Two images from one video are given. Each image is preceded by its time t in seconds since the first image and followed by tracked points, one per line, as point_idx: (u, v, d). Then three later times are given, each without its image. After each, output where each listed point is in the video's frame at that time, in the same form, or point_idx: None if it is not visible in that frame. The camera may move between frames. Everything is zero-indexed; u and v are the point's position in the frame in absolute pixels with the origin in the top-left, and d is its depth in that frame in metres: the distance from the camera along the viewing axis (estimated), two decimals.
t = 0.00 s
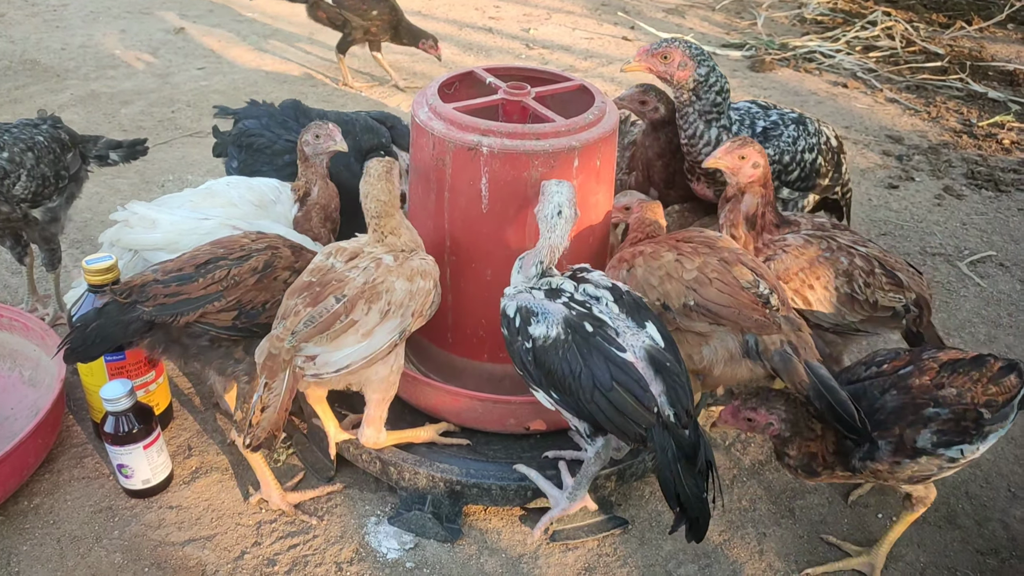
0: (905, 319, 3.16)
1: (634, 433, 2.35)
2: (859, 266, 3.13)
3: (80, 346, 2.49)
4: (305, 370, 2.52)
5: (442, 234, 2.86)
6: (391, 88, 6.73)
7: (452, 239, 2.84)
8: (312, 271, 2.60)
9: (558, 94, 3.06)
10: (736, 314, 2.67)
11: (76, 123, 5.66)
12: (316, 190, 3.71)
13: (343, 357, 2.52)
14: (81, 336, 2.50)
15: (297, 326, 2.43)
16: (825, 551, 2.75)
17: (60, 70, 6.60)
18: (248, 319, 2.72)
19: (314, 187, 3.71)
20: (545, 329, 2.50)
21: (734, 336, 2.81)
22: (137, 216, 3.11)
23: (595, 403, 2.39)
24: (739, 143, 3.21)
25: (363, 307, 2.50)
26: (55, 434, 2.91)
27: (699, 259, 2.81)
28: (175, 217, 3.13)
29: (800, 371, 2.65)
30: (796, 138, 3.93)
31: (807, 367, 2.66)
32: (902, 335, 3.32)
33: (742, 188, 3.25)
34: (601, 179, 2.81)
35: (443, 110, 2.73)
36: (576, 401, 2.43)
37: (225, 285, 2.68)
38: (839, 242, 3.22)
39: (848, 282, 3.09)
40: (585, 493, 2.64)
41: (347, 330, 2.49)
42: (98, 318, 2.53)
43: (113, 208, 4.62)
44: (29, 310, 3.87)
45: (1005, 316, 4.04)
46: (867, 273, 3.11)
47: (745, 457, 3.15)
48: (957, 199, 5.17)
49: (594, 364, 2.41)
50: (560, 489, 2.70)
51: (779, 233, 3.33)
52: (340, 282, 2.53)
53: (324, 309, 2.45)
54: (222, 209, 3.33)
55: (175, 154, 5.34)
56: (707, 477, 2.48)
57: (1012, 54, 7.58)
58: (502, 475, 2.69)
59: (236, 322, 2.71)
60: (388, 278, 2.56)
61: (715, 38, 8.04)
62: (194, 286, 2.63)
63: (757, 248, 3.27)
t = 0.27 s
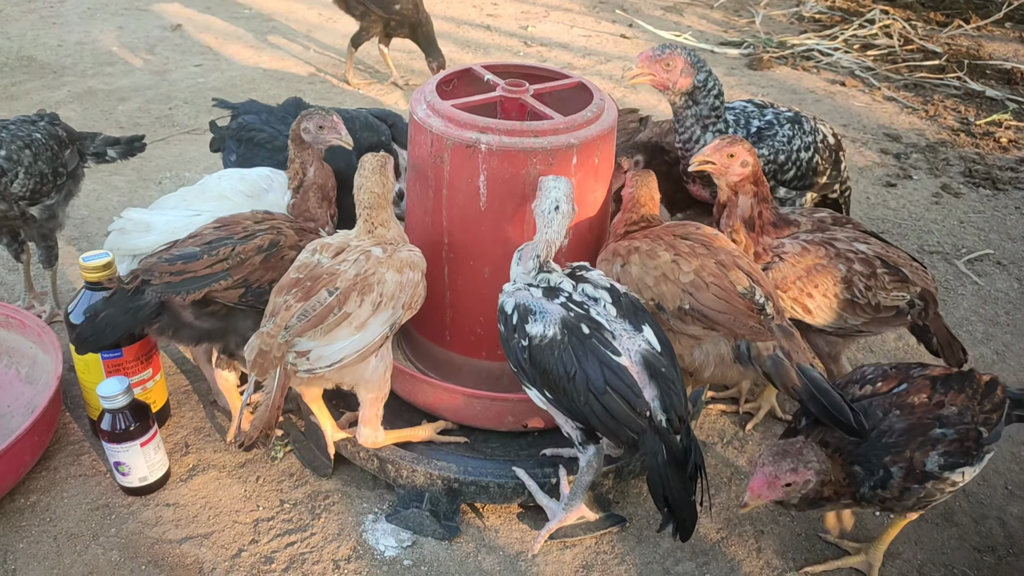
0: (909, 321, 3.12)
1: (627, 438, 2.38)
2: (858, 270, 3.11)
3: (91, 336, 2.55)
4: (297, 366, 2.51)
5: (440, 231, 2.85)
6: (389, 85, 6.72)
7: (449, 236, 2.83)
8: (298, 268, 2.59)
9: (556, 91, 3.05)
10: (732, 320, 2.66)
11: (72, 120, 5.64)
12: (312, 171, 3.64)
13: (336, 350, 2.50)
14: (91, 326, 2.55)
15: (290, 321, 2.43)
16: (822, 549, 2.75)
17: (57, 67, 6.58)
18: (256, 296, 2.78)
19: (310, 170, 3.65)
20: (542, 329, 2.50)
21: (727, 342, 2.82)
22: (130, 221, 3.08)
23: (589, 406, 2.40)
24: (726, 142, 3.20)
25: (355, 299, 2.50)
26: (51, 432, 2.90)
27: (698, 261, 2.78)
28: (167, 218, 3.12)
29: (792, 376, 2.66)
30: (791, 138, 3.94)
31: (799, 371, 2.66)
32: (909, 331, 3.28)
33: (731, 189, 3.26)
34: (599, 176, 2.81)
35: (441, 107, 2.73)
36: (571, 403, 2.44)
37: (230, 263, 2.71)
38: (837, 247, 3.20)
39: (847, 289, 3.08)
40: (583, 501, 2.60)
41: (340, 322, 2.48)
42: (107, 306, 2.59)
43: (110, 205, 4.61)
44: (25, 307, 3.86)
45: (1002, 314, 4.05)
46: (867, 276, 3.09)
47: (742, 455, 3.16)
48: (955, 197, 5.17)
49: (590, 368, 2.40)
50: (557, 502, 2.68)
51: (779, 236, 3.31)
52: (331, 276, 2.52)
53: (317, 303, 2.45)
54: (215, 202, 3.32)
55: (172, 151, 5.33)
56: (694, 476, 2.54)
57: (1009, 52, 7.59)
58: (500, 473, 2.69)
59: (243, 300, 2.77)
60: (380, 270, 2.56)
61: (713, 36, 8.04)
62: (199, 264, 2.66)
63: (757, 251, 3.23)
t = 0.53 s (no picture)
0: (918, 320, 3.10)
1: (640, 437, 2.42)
2: (865, 269, 3.11)
3: (107, 335, 2.59)
4: (282, 361, 2.52)
5: (439, 231, 2.85)
6: (389, 84, 6.72)
7: (448, 236, 2.83)
8: (292, 258, 2.60)
9: (556, 90, 3.05)
10: (731, 322, 2.66)
11: (72, 119, 5.64)
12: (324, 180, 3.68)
13: (322, 343, 2.50)
14: (107, 325, 2.59)
15: (273, 315, 2.45)
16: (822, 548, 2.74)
17: (57, 66, 6.58)
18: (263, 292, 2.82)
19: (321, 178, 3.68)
20: (549, 336, 2.53)
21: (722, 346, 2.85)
22: (142, 215, 3.11)
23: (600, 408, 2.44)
24: (711, 158, 3.25)
25: (341, 292, 2.50)
26: (51, 431, 2.90)
27: (700, 263, 2.77)
28: (177, 217, 3.13)
29: (785, 373, 2.66)
30: (793, 144, 3.95)
31: (791, 366, 2.67)
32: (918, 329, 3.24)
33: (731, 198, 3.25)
34: (599, 175, 2.81)
35: (441, 106, 2.73)
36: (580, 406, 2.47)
37: (240, 256, 2.77)
38: (843, 247, 3.19)
39: (853, 288, 3.07)
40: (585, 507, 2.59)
41: (325, 315, 2.48)
42: (122, 305, 2.62)
43: (109, 204, 4.61)
44: (25, 306, 3.87)
45: (1002, 313, 4.05)
46: (873, 275, 3.09)
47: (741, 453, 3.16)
48: (954, 196, 5.17)
49: (598, 370, 2.46)
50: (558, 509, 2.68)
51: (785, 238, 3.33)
52: (319, 270, 2.53)
53: (301, 297, 2.46)
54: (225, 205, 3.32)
55: (172, 150, 5.33)
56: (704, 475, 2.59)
57: (1009, 51, 7.59)
58: (499, 472, 2.70)
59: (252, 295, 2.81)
60: (368, 264, 2.56)
61: (712, 35, 8.03)
62: (210, 256, 2.74)
63: (761, 254, 3.25)
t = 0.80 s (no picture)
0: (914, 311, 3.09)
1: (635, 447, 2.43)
2: (853, 268, 3.11)
3: (115, 339, 2.58)
4: (291, 353, 2.50)
5: (438, 232, 2.85)
6: (386, 84, 6.72)
7: (447, 236, 2.83)
8: (296, 250, 2.61)
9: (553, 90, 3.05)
10: (731, 327, 2.68)
11: (68, 118, 5.63)
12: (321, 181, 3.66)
13: (330, 334, 2.49)
14: (113, 329, 2.58)
15: (282, 306, 2.46)
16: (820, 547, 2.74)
17: (53, 65, 6.57)
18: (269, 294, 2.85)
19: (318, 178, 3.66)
20: (560, 335, 2.54)
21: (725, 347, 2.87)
22: (129, 221, 3.09)
23: (603, 411, 2.46)
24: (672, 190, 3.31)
25: (350, 283, 2.50)
26: (48, 431, 2.90)
27: (701, 262, 2.76)
28: (165, 221, 3.11)
29: (788, 382, 2.65)
30: (779, 148, 3.96)
31: (794, 375, 2.65)
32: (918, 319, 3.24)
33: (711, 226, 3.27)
34: (596, 175, 2.81)
35: (439, 106, 2.73)
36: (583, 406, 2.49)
37: (247, 260, 2.78)
38: (824, 251, 3.18)
39: (844, 288, 3.07)
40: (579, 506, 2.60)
41: (333, 306, 2.48)
42: (128, 308, 2.61)
43: (106, 204, 4.60)
44: (22, 306, 3.86)
45: (998, 312, 4.05)
46: (861, 274, 3.08)
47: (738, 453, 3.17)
48: (951, 195, 5.18)
49: (606, 375, 2.47)
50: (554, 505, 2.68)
51: (766, 252, 3.31)
52: (326, 261, 2.54)
53: (309, 288, 2.47)
54: (217, 206, 3.32)
55: (169, 150, 5.32)
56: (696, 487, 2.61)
57: (1006, 51, 7.60)
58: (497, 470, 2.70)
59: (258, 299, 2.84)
60: (376, 254, 2.56)
61: (709, 35, 8.04)
62: (216, 258, 2.74)
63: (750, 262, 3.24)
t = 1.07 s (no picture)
0: (908, 297, 3.09)
1: (658, 412, 2.39)
2: (835, 264, 3.10)
3: (120, 333, 2.59)
4: (297, 346, 2.51)
5: (440, 229, 2.85)
6: (389, 83, 6.72)
7: (449, 235, 2.83)
8: (301, 245, 2.63)
9: (556, 88, 3.04)
10: (729, 314, 2.68)
11: (72, 118, 5.64)
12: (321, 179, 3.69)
13: (335, 328, 2.49)
14: (118, 324, 2.59)
15: (287, 299, 2.46)
16: (823, 546, 2.74)
17: (57, 65, 6.58)
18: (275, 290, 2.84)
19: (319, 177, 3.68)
20: (555, 325, 2.55)
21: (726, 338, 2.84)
22: (127, 224, 3.09)
23: (616, 381, 2.43)
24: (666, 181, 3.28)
25: (355, 276, 2.50)
26: (51, 430, 2.90)
27: (704, 252, 2.75)
28: (165, 221, 3.11)
29: (783, 377, 2.66)
30: (773, 153, 3.93)
31: (791, 373, 2.67)
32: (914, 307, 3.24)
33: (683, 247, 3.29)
34: (598, 174, 2.81)
35: (440, 104, 2.73)
36: (596, 387, 2.46)
37: (253, 255, 2.78)
38: (804, 251, 3.18)
39: (831, 284, 3.06)
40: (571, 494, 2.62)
41: (339, 299, 2.48)
42: (132, 303, 2.62)
43: (109, 203, 4.61)
44: (25, 305, 3.87)
45: (1003, 311, 4.04)
46: (845, 267, 3.09)
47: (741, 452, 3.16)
48: (955, 193, 5.17)
49: (608, 347, 2.48)
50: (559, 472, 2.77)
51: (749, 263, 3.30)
52: (331, 255, 2.54)
53: (314, 280, 2.47)
54: (216, 204, 3.33)
55: (172, 149, 5.33)
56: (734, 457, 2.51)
57: (1010, 48, 7.57)
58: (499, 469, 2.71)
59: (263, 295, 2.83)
60: (381, 247, 2.56)
61: (713, 33, 8.02)
62: (222, 253, 2.75)
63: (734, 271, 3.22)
